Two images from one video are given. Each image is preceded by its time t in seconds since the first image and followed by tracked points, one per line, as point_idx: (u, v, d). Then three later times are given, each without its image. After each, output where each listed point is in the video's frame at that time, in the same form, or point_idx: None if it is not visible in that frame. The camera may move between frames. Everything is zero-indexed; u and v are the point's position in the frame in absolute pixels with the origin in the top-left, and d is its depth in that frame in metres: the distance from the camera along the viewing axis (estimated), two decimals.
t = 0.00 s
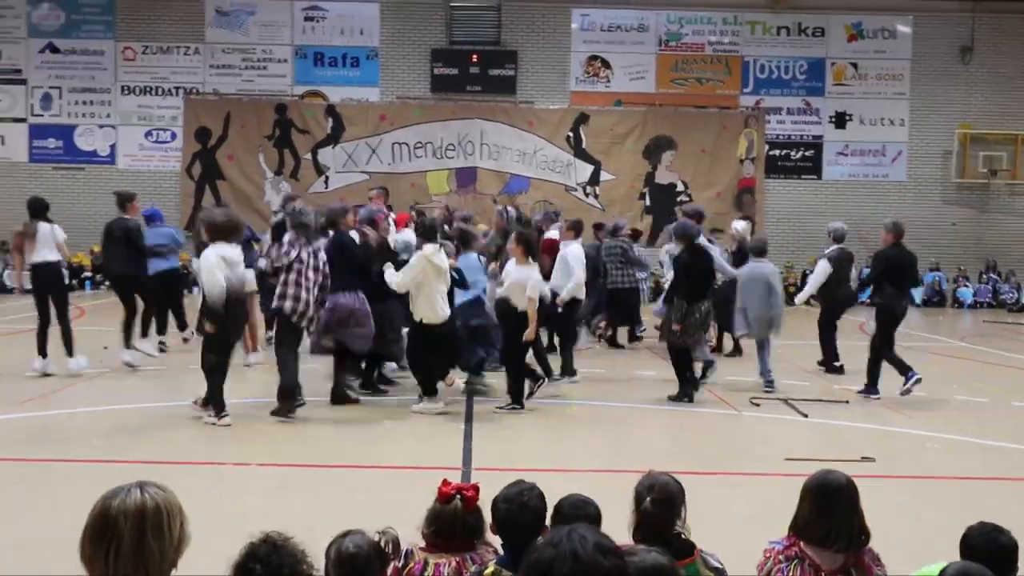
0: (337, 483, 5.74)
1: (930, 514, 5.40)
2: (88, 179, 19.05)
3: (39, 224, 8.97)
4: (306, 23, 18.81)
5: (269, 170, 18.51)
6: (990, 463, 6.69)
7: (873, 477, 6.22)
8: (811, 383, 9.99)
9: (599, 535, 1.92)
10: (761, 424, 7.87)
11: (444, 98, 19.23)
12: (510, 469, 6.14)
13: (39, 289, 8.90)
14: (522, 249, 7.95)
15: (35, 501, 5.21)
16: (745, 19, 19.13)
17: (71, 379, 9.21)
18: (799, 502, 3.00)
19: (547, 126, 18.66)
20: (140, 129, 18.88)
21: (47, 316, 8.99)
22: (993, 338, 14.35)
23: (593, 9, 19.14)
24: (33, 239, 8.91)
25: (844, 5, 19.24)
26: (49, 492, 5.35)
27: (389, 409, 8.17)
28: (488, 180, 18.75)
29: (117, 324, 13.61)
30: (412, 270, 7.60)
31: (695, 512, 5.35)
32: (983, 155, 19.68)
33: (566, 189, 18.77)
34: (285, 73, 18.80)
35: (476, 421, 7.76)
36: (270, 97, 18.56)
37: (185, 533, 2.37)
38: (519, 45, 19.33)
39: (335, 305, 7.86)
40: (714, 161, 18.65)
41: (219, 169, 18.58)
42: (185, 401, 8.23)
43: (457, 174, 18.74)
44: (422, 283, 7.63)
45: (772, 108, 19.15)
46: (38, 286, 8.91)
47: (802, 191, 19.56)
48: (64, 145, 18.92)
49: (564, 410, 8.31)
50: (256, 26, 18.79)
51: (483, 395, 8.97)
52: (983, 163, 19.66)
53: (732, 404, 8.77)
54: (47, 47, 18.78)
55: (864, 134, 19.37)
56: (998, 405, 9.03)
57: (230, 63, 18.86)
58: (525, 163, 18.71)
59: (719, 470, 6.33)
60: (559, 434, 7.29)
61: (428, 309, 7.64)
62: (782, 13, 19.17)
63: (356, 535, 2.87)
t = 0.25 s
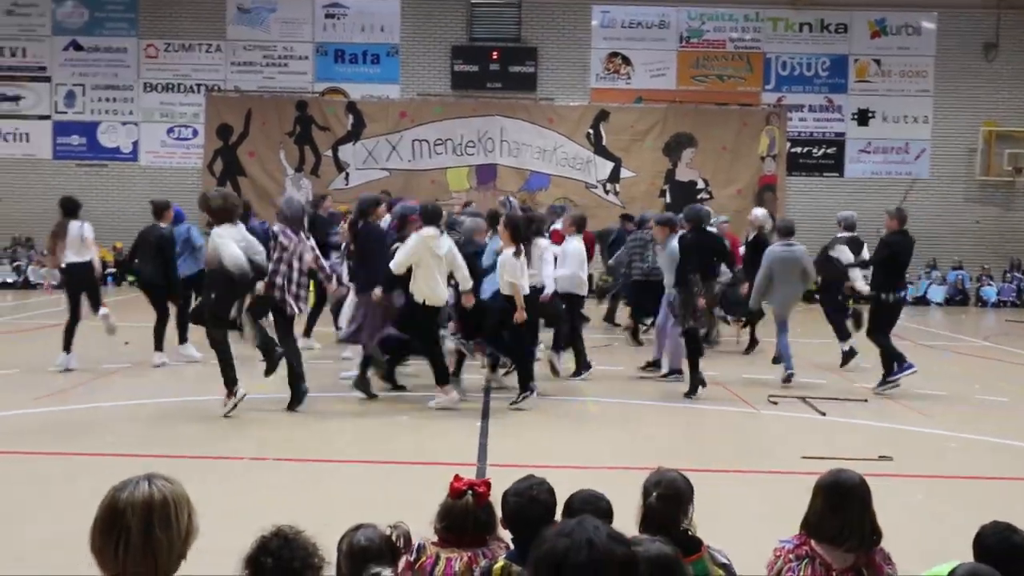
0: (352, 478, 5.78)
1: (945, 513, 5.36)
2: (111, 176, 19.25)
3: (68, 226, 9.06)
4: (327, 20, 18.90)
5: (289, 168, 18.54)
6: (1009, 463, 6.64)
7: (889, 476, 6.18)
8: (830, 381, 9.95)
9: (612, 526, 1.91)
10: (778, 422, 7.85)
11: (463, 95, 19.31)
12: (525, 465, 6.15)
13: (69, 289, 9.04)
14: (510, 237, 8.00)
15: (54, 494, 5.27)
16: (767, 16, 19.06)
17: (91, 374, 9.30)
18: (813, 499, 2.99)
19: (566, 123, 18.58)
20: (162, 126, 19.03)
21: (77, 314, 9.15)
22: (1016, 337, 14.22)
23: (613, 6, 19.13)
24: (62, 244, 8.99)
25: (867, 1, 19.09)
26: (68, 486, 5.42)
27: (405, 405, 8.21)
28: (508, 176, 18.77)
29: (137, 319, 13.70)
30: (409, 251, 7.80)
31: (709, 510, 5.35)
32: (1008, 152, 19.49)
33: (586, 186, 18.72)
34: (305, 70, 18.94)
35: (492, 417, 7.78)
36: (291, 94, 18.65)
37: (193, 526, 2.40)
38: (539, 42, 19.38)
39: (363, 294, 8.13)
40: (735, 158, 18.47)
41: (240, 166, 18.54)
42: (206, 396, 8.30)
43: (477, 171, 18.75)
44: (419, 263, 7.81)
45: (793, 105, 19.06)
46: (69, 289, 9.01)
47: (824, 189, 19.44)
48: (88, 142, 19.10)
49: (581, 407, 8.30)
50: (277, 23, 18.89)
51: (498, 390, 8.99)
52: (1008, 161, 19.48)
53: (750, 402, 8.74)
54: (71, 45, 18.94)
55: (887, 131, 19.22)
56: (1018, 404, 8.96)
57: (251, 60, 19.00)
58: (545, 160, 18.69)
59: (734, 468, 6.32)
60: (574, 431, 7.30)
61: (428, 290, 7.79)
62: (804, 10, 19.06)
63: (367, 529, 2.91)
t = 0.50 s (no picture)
0: (382, 471, 5.81)
1: (981, 513, 5.29)
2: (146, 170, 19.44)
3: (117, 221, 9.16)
4: (359, 15, 18.98)
5: (322, 162, 18.60)
6: None
7: (924, 474, 6.11)
8: (864, 378, 9.84)
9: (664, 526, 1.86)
10: (810, 419, 7.78)
11: (495, 89, 19.28)
12: (555, 460, 6.15)
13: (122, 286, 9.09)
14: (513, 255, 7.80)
15: (90, 485, 5.34)
16: (802, 8, 18.86)
17: (126, 366, 9.41)
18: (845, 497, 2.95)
19: (598, 117, 18.53)
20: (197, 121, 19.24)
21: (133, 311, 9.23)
22: None
23: None
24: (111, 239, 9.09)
25: None
26: (103, 477, 5.48)
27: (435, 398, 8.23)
28: (540, 171, 18.69)
29: (170, 312, 13.84)
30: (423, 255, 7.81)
31: (739, 507, 5.32)
32: None
33: (618, 181, 18.63)
34: (338, 64, 19.02)
35: (521, 411, 7.78)
36: (324, 88, 18.73)
37: (224, 515, 2.41)
38: (571, 36, 19.34)
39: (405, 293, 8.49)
40: (769, 152, 18.32)
41: (273, 160, 18.65)
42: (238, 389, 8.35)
43: (508, 165, 18.72)
44: (429, 271, 7.84)
45: (828, 99, 18.86)
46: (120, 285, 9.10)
47: (859, 184, 19.24)
48: (123, 137, 19.31)
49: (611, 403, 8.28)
50: (310, 18, 18.99)
51: (527, 383, 9.03)
52: None
53: (782, 398, 8.68)
54: (107, 40, 19.17)
55: (924, 125, 18.98)
56: None
57: (284, 55, 19.10)
58: (577, 154, 18.64)
59: (766, 464, 6.27)
60: (603, 426, 7.29)
61: (440, 294, 7.82)
62: (840, 2, 18.87)
63: (397, 522, 2.92)
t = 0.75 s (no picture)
0: (387, 473, 5.81)
1: (986, 514, 5.28)
2: (151, 172, 19.47)
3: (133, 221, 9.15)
4: (365, 17, 19.01)
5: (327, 163, 18.61)
6: None
7: (929, 475, 6.09)
8: (869, 380, 9.81)
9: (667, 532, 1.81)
10: (816, 421, 7.77)
11: (500, 91, 19.29)
12: (560, 462, 6.14)
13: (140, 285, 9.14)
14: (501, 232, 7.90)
15: (95, 486, 5.36)
16: (807, 10, 18.85)
17: (131, 367, 9.43)
18: (850, 499, 2.95)
19: (603, 118, 18.52)
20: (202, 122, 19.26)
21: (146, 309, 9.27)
22: None
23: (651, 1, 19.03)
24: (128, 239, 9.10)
25: None
26: (107, 478, 5.49)
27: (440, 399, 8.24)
28: (545, 173, 18.75)
29: (175, 313, 13.85)
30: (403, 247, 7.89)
31: (744, 509, 5.31)
32: None
33: (623, 183, 18.62)
34: (343, 66, 19.04)
35: (526, 412, 7.79)
36: (329, 90, 18.76)
37: (228, 517, 2.42)
38: (575, 38, 19.35)
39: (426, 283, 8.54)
40: (774, 154, 18.33)
41: (278, 161, 18.65)
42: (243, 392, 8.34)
43: (513, 167, 18.77)
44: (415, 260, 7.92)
45: (833, 100, 18.85)
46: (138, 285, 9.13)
47: (864, 186, 19.21)
48: (129, 139, 19.36)
49: (616, 404, 8.28)
50: (315, 19, 19.01)
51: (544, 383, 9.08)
52: None
53: (787, 399, 8.68)
54: (113, 42, 19.21)
55: (929, 127, 18.96)
56: None
57: (290, 56, 19.13)
58: (582, 156, 18.65)
59: (771, 466, 6.26)
60: (608, 428, 7.29)
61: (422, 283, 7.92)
62: (846, 4, 18.86)
63: (401, 524, 2.92)
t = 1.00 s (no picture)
0: (394, 476, 5.79)
1: (997, 518, 5.24)
2: (158, 175, 19.51)
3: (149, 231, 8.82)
4: (373, 20, 19.02)
5: (334, 166, 18.68)
6: None
7: (940, 479, 6.06)
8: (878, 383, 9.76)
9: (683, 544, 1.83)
10: (824, 424, 7.74)
11: (508, 94, 19.29)
12: (567, 465, 6.12)
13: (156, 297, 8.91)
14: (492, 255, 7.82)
15: (102, 489, 5.35)
16: (815, 13, 18.83)
17: (137, 370, 9.42)
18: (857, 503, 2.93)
19: (611, 122, 18.57)
20: (209, 125, 19.27)
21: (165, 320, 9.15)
22: None
23: (659, 4, 19.01)
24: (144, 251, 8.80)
25: None
26: (114, 482, 5.48)
27: (446, 403, 8.21)
28: (552, 176, 18.70)
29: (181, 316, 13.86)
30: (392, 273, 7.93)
31: (752, 512, 5.28)
32: None
33: (630, 186, 18.62)
34: (351, 69, 19.03)
35: (533, 416, 7.76)
36: (337, 93, 18.81)
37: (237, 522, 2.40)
38: (583, 41, 19.30)
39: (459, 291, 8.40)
40: (782, 157, 18.33)
41: (286, 165, 18.82)
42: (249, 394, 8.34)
43: (520, 170, 18.71)
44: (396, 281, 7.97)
45: (841, 104, 18.81)
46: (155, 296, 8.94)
47: (872, 189, 19.14)
48: (136, 141, 19.39)
49: (623, 407, 8.24)
50: (323, 22, 19.02)
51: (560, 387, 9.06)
52: None
53: (794, 403, 8.64)
54: (121, 45, 19.24)
55: (936, 130, 18.91)
56: None
57: (297, 59, 19.13)
58: (589, 159, 18.64)
59: (778, 469, 6.23)
60: (615, 431, 7.26)
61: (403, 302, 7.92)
62: (853, 7, 18.82)
63: (409, 528, 2.90)
